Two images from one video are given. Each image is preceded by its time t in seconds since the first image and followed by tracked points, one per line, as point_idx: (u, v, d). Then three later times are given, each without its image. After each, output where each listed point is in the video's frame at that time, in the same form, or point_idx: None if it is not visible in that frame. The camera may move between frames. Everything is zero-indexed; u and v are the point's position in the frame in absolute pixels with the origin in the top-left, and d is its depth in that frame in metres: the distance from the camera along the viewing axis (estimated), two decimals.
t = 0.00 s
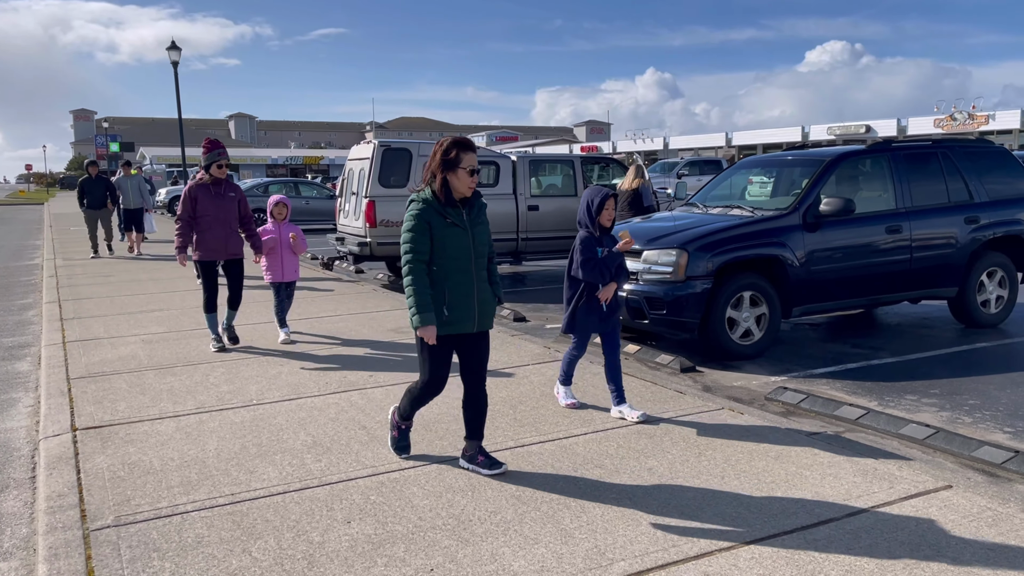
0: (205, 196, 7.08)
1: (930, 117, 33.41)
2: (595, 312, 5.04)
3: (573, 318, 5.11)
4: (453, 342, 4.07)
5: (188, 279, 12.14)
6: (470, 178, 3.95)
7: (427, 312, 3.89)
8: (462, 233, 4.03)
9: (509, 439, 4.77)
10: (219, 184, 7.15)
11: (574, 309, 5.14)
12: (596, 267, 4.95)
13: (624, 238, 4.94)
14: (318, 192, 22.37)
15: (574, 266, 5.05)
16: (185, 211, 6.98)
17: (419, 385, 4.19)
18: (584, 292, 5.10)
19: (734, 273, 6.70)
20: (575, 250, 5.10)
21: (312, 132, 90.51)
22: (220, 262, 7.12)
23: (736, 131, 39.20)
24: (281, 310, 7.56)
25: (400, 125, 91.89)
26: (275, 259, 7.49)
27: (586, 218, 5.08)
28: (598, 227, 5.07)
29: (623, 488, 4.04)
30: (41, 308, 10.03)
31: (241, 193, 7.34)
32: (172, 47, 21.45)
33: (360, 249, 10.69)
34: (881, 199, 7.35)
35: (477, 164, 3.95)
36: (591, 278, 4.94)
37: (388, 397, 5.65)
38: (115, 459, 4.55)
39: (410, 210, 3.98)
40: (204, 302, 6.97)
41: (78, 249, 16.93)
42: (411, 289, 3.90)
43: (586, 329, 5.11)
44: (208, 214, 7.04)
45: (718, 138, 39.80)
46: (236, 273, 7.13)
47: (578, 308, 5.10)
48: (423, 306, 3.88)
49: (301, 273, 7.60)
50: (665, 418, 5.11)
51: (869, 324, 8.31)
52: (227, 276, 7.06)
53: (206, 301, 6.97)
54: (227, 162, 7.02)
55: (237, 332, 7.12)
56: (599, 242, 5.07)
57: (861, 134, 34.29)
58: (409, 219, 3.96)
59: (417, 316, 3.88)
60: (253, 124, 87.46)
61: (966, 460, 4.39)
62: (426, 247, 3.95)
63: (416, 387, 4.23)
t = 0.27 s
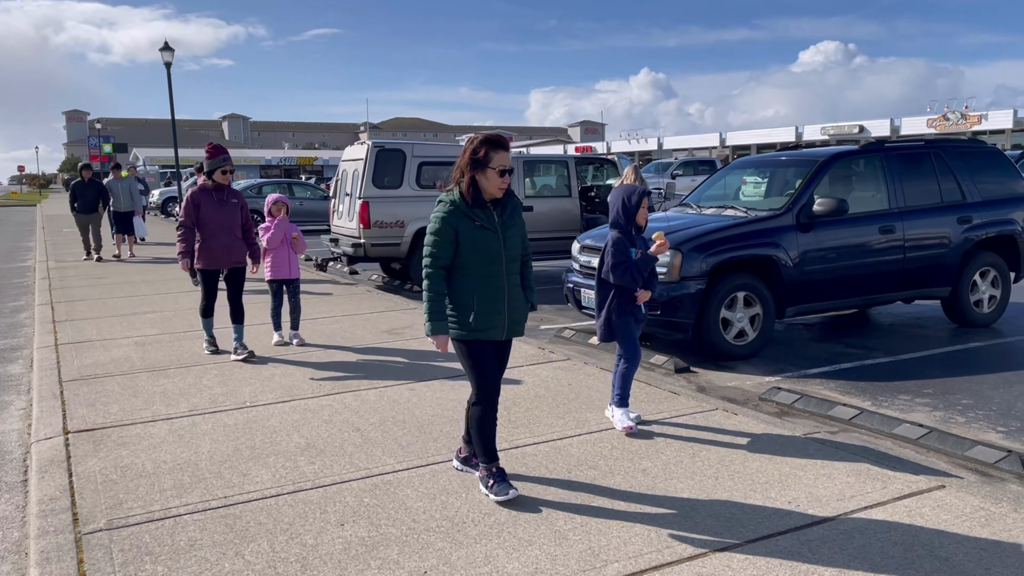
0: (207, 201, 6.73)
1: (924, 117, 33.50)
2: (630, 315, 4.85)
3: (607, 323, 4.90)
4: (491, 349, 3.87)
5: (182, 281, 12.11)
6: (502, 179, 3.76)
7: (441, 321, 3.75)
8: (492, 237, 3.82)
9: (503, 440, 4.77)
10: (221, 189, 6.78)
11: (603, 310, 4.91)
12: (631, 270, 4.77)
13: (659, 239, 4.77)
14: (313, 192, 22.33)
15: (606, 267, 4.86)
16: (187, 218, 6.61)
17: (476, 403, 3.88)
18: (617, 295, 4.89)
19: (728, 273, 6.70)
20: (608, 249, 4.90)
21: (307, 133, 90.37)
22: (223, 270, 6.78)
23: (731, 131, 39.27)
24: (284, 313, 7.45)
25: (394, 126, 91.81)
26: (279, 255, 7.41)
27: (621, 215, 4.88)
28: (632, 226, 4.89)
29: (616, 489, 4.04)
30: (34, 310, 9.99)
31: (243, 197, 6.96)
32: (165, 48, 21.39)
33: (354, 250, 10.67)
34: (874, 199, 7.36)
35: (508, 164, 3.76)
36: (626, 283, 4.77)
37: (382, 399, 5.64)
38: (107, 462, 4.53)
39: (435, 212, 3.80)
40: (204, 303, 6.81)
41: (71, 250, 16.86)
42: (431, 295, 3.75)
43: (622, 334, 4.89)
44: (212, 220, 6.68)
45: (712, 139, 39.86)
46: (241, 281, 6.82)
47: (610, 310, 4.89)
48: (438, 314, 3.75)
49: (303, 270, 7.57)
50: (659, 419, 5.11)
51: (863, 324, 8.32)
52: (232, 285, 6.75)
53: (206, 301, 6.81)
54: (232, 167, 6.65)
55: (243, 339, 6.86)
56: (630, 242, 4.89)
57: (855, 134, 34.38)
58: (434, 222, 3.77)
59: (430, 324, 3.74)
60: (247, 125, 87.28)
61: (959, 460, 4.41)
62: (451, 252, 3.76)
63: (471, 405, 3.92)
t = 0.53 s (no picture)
0: (211, 201, 6.60)
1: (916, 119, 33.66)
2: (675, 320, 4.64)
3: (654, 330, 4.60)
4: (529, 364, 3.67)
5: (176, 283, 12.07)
6: (535, 181, 3.60)
7: (475, 336, 3.52)
8: (529, 243, 3.65)
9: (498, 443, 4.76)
10: (227, 188, 6.70)
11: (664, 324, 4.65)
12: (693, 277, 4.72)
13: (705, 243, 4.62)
14: (307, 195, 22.31)
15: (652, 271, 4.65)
16: (190, 217, 6.52)
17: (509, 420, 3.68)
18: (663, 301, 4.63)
19: (722, 275, 6.71)
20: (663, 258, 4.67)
21: (301, 135, 90.28)
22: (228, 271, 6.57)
23: (724, 133, 39.38)
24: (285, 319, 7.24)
25: (389, 128, 91.75)
26: (286, 262, 7.13)
27: (665, 222, 4.73)
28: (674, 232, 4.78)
29: (611, 491, 4.04)
30: (26, 313, 9.93)
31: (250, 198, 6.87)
32: (159, 50, 21.35)
33: (348, 252, 10.65)
34: (868, 200, 7.38)
35: (541, 165, 3.60)
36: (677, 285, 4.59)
37: (376, 402, 5.63)
38: (100, 466, 4.51)
39: (468, 218, 3.62)
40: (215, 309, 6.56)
41: (64, 253, 16.80)
42: (466, 307, 3.54)
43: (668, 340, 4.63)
44: (216, 219, 6.56)
45: (706, 141, 39.96)
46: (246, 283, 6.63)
47: (658, 316, 4.61)
48: (473, 327, 3.53)
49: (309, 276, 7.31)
50: (654, 421, 5.11)
51: (857, 325, 8.34)
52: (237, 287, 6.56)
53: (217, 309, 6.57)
54: (236, 163, 6.58)
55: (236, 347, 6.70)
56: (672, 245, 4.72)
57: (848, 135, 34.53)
58: (468, 228, 3.58)
59: (465, 339, 3.51)
60: (241, 127, 87.14)
61: (953, 461, 4.41)
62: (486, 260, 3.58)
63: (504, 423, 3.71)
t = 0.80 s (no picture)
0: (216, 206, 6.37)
1: (910, 122, 33.79)
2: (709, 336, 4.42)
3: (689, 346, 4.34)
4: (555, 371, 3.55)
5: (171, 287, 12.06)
6: (576, 179, 3.45)
7: (555, 333, 3.30)
8: (574, 245, 3.52)
9: (494, 445, 4.77)
10: (232, 196, 6.44)
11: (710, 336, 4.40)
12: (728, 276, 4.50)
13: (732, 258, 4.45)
14: (302, 198, 22.31)
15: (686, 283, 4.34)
16: (194, 225, 6.25)
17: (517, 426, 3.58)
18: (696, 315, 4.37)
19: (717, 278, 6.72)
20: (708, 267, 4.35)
21: (296, 138, 90.23)
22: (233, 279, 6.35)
23: (719, 136, 39.47)
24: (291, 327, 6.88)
25: (384, 131, 91.73)
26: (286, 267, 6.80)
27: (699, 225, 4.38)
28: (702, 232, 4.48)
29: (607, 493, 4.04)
30: (21, 317, 9.90)
31: (255, 206, 6.62)
32: (154, 53, 21.34)
33: (343, 255, 10.64)
34: (862, 203, 7.41)
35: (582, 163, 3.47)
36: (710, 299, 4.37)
37: (372, 405, 5.63)
38: (95, 469, 4.50)
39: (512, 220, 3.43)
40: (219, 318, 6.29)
41: (58, 257, 16.75)
42: (530, 308, 3.33)
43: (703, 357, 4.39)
44: (221, 227, 6.31)
45: (701, 144, 40.06)
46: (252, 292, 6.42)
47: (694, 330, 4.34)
48: (550, 326, 3.30)
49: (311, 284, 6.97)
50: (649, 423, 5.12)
51: (852, 327, 8.36)
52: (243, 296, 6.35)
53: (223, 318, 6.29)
54: (246, 170, 6.34)
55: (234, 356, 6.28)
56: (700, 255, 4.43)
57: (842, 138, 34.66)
58: (510, 230, 3.41)
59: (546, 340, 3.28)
60: (236, 130, 87.07)
61: (947, 462, 4.43)
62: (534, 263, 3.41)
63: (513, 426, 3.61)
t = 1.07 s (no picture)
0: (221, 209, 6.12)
1: (905, 126, 33.90)
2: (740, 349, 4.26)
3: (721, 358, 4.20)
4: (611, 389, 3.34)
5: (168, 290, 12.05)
6: (635, 180, 3.25)
7: (595, 354, 3.12)
8: (632, 253, 3.31)
9: (491, 449, 4.77)
10: (236, 198, 6.19)
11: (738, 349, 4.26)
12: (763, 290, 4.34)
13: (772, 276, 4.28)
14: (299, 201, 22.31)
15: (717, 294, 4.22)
16: (197, 227, 6.01)
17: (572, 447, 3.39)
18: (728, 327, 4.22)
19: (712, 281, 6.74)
20: (737, 279, 4.22)
21: (293, 142, 90.25)
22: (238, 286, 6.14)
23: (715, 140, 39.56)
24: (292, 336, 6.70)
25: (381, 135, 91.73)
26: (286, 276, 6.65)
27: (732, 235, 4.24)
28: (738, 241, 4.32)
29: (603, 497, 4.05)
30: (17, 321, 9.89)
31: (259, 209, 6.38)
32: (150, 57, 21.33)
33: (340, 259, 10.65)
34: (858, 207, 7.43)
35: (639, 163, 3.27)
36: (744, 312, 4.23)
37: (368, 408, 5.63)
38: (91, 474, 4.49)
39: (566, 225, 3.26)
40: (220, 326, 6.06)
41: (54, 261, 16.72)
42: (574, 323, 3.15)
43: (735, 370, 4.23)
44: (225, 230, 6.07)
45: (697, 147, 40.15)
46: (255, 298, 6.19)
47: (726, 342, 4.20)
48: (590, 345, 3.13)
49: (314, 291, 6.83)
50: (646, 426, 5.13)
51: (847, 331, 8.38)
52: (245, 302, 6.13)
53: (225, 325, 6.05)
54: (252, 174, 6.07)
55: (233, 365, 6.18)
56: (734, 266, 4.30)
57: (838, 142, 34.80)
58: (564, 236, 3.23)
59: (582, 360, 3.11)
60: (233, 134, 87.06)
61: (943, 465, 4.44)
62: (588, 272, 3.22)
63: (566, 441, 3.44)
